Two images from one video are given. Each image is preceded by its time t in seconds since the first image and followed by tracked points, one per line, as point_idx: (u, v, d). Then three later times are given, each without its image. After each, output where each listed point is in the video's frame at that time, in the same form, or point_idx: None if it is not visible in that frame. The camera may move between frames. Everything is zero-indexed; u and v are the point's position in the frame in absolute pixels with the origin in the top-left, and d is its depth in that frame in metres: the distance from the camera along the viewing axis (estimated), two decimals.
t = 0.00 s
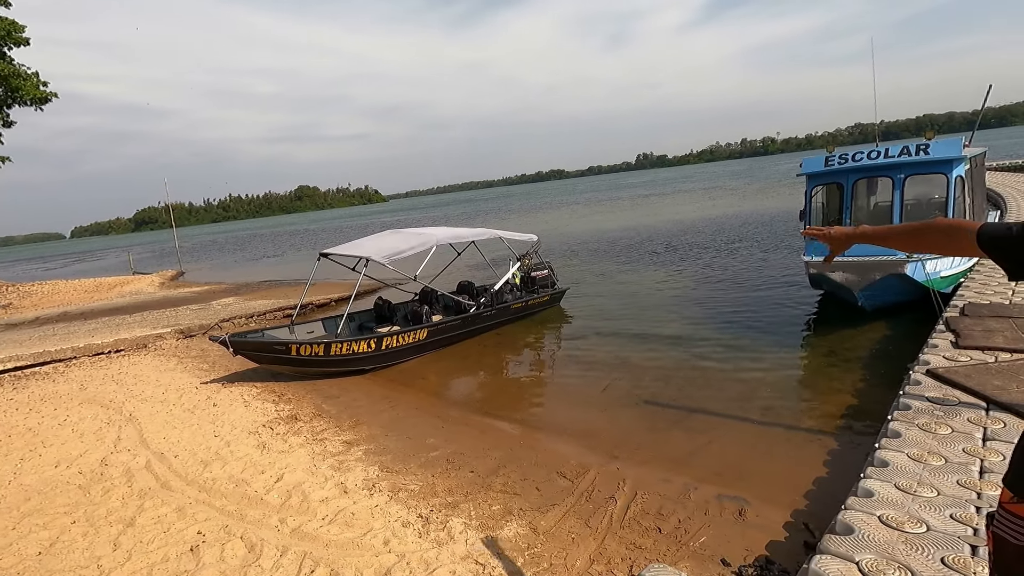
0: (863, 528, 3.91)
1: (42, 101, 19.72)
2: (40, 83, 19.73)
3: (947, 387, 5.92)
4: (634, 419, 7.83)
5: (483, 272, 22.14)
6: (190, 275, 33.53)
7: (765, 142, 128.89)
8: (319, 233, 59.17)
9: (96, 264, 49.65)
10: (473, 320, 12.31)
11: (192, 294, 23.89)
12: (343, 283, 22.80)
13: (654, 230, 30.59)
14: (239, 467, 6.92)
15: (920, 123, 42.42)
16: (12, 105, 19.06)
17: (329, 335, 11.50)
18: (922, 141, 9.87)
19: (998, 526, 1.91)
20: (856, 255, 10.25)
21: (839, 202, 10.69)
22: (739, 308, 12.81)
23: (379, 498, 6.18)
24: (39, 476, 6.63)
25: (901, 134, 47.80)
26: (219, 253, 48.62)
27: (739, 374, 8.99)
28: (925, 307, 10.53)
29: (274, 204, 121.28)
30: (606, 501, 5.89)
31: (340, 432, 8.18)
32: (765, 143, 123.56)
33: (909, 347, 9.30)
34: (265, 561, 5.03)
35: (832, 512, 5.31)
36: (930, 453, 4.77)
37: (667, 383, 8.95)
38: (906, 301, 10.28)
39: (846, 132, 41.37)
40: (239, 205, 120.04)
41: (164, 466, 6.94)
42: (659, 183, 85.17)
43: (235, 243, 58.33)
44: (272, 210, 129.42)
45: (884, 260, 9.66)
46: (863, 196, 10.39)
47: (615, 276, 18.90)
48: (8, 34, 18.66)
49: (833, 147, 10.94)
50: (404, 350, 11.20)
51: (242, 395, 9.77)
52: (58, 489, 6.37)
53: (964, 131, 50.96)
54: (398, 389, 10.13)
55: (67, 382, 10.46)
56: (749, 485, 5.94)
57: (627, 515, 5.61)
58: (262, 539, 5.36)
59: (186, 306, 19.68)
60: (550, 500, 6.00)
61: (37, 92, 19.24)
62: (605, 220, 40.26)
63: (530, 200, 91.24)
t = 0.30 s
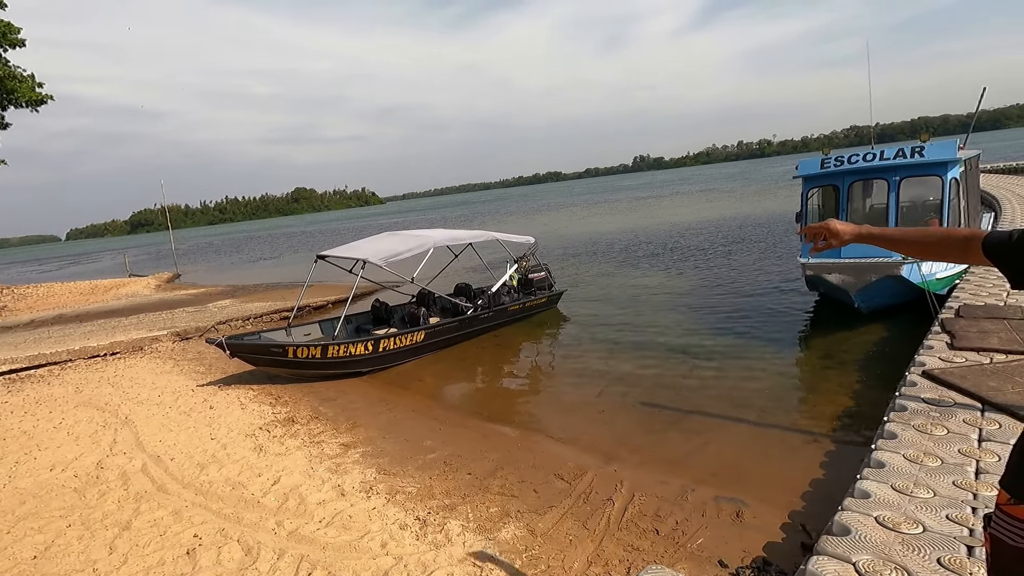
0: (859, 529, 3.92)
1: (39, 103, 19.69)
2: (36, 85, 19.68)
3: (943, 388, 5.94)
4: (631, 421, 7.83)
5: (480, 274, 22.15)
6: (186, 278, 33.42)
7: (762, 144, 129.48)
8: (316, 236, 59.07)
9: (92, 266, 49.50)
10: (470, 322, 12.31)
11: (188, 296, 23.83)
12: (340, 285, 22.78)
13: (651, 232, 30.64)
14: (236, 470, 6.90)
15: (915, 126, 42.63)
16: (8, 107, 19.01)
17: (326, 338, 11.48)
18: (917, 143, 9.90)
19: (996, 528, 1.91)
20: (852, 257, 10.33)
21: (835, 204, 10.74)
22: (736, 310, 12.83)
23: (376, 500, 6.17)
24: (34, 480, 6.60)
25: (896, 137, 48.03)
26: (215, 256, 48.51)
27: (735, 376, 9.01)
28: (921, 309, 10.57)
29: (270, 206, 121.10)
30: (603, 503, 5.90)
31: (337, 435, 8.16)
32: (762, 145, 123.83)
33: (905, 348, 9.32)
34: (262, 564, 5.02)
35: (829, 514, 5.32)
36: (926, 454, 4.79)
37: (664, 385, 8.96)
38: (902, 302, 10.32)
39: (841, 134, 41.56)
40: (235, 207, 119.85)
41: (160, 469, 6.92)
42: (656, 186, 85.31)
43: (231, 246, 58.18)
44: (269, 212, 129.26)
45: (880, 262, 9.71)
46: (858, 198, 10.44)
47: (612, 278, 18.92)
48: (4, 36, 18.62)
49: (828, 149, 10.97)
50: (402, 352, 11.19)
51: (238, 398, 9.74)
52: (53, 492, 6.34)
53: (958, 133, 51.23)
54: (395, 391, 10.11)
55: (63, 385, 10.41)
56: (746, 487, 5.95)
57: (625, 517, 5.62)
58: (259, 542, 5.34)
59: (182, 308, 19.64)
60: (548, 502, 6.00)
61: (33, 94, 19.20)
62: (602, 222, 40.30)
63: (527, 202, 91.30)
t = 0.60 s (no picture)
0: (857, 530, 3.93)
1: (35, 106, 19.64)
2: (31, 88, 19.63)
3: (939, 390, 5.96)
4: (629, 423, 7.84)
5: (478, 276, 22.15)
6: (182, 281, 33.33)
7: (758, 146, 129.95)
8: (313, 238, 58.99)
9: (88, 269, 49.35)
10: (468, 324, 12.32)
11: (184, 299, 23.77)
12: (338, 288, 22.76)
13: (648, 234, 30.69)
14: (233, 474, 6.88)
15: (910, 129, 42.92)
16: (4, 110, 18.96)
17: (323, 340, 11.47)
18: (913, 145, 9.91)
19: (990, 529, 1.91)
20: (848, 259, 10.41)
21: (831, 206, 10.78)
22: (732, 311, 12.87)
23: (374, 503, 6.16)
24: (30, 484, 6.57)
25: (892, 139, 48.24)
26: (212, 259, 48.40)
27: (733, 377, 9.03)
28: (918, 310, 10.61)
29: (267, 209, 121.01)
30: (601, 505, 5.90)
31: (335, 437, 8.15)
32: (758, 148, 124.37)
33: (902, 350, 9.36)
34: (259, 567, 5.00)
35: (826, 515, 5.33)
36: (923, 455, 4.80)
37: (662, 387, 8.97)
38: (899, 304, 10.36)
39: (837, 137, 41.72)
40: (232, 210, 119.76)
41: (157, 473, 6.90)
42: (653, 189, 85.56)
43: (228, 249, 58.07)
44: (266, 215, 129.12)
45: (876, 264, 9.76)
46: (854, 200, 10.49)
47: (610, 281, 18.94)
48: None
49: (825, 151, 10.96)
50: (399, 354, 11.18)
51: (236, 401, 9.72)
52: (49, 496, 6.31)
53: (953, 135, 51.52)
54: (393, 394, 10.09)
55: (59, 388, 10.37)
56: (744, 488, 5.96)
57: (623, 519, 5.62)
58: (257, 546, 5.33)
59: (179, 311, 19.59)
60: (546, 505, 5.99)
61: (29, 97, 19.16)
62: (599, 224, 40.36)
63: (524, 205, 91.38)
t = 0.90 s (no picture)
0: (855, 533, 3.94)
1: (33, 109, 19.61)
2: (29, 91, 19.62)
3: (937, 392, 5.98)
4: (627, 426, 7.85)
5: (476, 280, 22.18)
6: (180, 284, 33.29)
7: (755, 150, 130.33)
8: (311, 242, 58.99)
9: (85, 272, 49.22)
10: (466, 327, 12.32)
11: (182, 302, 23.73)
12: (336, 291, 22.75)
13: (646, 237, 30.74)
14: (231, 477, 6.86)
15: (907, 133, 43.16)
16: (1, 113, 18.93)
17: (321, 344, 11.46)
18: (909, 149, 10.01)
19: (986, 533, 1.91)
20: (847, 263, 10.43)
21: (828, 210, 10.79)
22: (730, 315, 12.90)
23: (372, 506, 6.15)
24: (26, 488, 6.55)
25: (888, 143, 48.40)
26: (210, 262, 48.33)
27: (731, 380, 9.04)
28: (915, 313, 10.63)
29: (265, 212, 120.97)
30: (600, 508, 5.90)
31: (332, 441, 8.14)
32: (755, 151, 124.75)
33: (898, 352, 9.39)
34: (257, 571, 4.99)
35: (824, 518, 5.33)
36: (920, 458, 4.82)
37: (660, 390, 8.98)
38: (895, 307, 10.40)
39: (834, 141, 41.86)
40: (230, 213, 119.73)
41: (154, 477, 6.88)
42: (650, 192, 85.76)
43: (226, 252, 57.98)
44: (265, 218, 129.11)
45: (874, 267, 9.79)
46: (851, 203, 10.49)
47: (608, 284, 18.95)
48: None
49: (822, 156, 11.03)
50: (397, 358, 11.18)
51: (233, 404, 9.70)
52: (46, 500, 6.29)
53: (949, 139, 51.76)
54: (391, 397, 10.08)
55: (56, 392, 10.34)
56: (742, 491, 5.96)
57: (622, 522, 5.61)
58: (254, 550, 5.32)
59: (177, 314, 19.56)
60: (544, 508, 5.99)
61: (27, 100, 19.14)
62: (597, 227, 40.43)
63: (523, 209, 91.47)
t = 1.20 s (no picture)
0: (851, 535, 3.95)
1: (29, 111, 19.59)
2: (26, 92, 19.58)
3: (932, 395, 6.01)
4: (625, 429, 7.85)
5: (473, 283, 22.19)
6: (176, 286, 33.20)
7: (751, 154, 130.85)
8: (308, 244, 58.90)
9: (81, 275, 49.08)
10: (463, 330, 12.32)
11: (178, 305, 23.67)
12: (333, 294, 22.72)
13: (643, 240, 30.81)
14: (227, 480, 6.84)
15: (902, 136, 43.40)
16: None
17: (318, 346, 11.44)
18: (904, 154, 10.11)
19: (983, 539, 1.90)
20: (843, 266, 10.49)
21: (824, 214, 10.82)
22: (727, 317, 12.93)
23: (369, 509, 6.14)
24: (21, 491, 6.52)
25: (883, 146, 48.69)
26: (206, 264, 48.22)
27: (727, 383, 9.06)
28: (910, 316, 10.65)
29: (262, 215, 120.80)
30: (597, 511, 5.90)
31: (329, 444, 8.12)
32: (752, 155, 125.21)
33: (894, 356, 9.42)
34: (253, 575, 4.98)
35: (821, 521, 5.34)
36: (916, 460, 4.84)
37: (657, 393, 8.99)
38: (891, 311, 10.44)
39: (830, 145, 42.04)
40: (227, 216, 119.44)
41: (150, 480, 6.86)
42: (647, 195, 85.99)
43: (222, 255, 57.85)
44: (261, 221, 128.80)
45: (870, 270, 9.85)
46: (847, 207, 10.54)
47: (605, 287, 18.98)
48: None
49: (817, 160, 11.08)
50: (395, 360, 11.16)
51: (230, 407, 9.67)
52: (41, 504, 6.26)
53: (944, 143, 52.06)
54: (388, 400, 10.07)
55: (51, 394, 10.29)
56: (739, 494, 5.97)
57: (619, 525, 5.62)
58: (251, 553, 5.30)
59: (173, 317, 19.51)
60: (542, 511, 5.99)
61: (24, 102, 19.10)
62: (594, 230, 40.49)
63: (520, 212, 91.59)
